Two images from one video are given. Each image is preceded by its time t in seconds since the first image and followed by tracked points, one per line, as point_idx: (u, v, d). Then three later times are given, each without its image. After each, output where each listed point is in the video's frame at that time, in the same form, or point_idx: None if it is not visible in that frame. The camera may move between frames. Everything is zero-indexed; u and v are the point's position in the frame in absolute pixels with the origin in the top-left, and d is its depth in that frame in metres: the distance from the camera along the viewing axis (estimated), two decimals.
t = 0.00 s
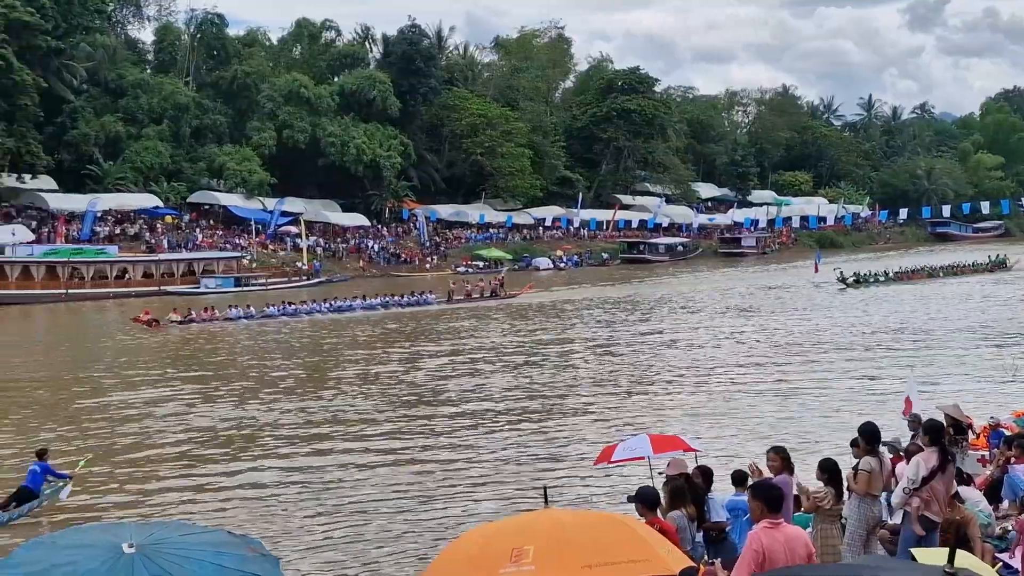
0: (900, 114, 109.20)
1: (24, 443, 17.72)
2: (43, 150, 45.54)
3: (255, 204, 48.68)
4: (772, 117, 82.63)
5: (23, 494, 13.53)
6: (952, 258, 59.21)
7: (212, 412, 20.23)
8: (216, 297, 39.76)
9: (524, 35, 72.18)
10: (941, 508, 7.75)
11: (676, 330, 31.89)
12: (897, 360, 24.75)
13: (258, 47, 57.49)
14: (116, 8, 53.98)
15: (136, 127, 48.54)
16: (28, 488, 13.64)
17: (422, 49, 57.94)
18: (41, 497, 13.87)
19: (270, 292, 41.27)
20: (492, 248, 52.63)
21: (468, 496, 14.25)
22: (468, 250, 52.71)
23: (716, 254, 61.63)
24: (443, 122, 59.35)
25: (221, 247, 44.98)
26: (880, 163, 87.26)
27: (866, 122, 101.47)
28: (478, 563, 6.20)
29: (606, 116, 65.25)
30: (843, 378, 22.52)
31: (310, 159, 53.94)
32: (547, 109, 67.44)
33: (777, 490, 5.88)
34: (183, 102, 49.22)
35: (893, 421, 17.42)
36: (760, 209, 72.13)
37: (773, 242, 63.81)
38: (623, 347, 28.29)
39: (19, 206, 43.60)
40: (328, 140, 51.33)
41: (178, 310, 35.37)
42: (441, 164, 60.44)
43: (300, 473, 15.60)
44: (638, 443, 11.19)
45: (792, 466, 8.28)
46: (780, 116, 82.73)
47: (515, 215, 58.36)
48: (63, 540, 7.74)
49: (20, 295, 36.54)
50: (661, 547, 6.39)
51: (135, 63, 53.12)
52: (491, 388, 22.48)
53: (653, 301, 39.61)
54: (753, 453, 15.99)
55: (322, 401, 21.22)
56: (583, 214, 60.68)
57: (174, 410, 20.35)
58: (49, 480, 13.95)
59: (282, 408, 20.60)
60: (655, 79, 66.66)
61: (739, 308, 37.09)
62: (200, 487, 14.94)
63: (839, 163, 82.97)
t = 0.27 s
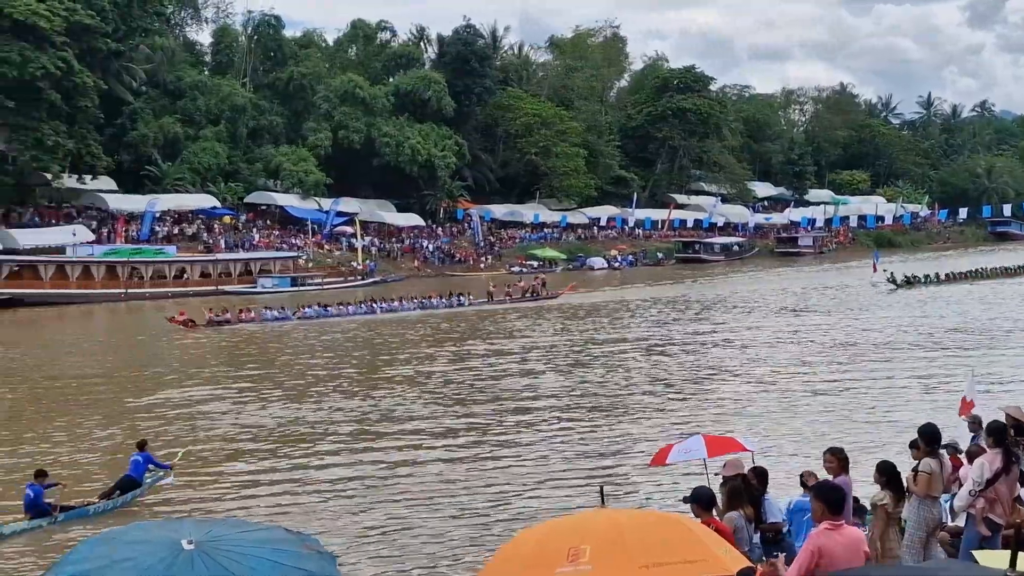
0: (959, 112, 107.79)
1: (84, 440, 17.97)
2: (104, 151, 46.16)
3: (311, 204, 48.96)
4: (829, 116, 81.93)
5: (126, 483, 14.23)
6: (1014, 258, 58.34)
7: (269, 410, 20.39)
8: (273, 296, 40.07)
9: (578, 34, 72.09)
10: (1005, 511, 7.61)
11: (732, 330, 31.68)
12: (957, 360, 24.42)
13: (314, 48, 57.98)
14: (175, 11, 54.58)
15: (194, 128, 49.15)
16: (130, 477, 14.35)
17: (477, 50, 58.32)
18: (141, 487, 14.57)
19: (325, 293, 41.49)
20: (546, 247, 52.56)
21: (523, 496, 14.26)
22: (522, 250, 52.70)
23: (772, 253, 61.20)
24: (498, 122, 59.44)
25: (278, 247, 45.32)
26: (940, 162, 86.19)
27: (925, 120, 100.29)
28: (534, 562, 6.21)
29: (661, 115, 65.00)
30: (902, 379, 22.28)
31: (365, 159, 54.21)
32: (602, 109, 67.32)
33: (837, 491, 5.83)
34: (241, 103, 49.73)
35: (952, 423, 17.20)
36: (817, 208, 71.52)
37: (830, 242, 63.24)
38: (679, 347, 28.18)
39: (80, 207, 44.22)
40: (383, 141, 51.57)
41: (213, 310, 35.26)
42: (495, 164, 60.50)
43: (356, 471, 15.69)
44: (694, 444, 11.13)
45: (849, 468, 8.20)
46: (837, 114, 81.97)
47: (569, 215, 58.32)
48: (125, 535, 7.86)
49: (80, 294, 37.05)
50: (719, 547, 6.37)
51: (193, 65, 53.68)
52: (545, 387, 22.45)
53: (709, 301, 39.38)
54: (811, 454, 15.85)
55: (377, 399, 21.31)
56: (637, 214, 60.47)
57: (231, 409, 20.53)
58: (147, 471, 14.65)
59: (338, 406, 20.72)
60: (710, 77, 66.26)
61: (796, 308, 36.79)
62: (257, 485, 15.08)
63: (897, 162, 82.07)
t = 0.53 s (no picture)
0: (1017, 111, 106.32)
1: (140, 438, 18.17)
2: (159, 152, 46.68)
3: (363, 204, 49.16)
4: (883, 114, 81.08)
5: (220, 473, 14.70)
6: None
7: (321, 410, 20.49)
8: (325, 296, 40.28)
9: (629, 33, 71.89)
10: None
11: (785, 330, 31.43)
12: (1017, 362, 24.04)
13: (366, 49, 58.26)
14: (228, 12, 55.08)
15: (248, 129, 49.54)
16: (223, 468, 14.81)
17: (528, 49, 58.34)
18: (233, 476, 15.02)
19: (376, 292, 41.62)
20: (597, 247, 52.39)
21: (574, 496, 14.21)
22: (573, 250, 52.57)
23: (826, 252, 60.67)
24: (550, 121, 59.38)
25: (330, 246, 45.57)
26: (997, 160, 85.01)
27: (982, 118, 98.98)
28: (585, 562, 6.19)
29: (714, 115, 64.64)
30: (959, 380, 21.97)
31: (417, 159, 54.39)
32: (654, 108, 67.14)
33: (892, 493, 5.74)
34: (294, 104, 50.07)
35: (1011, 426, 16.93)
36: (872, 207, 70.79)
37: (885, 241, 62.57)
38: (732, 348, 28.00)
39: (136, 207, 44.73)
40: (435, 141, 51.69)
41: (245, 311, 34.71)
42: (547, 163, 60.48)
43: (407, 470, 15.72)
44: (746, 446, 11.05)
45: (905, 471, 8.11)
46: (891, 113, 81.10)
47: (621, 214, 58.21)
48: (180, 532, 7.96)
49: (135, 293, 37.50)
50: (773, 549, 6.31)
51: (247, 66, 54.17)
52: (597, 387, 22.38)
53: (761, 301, 39.10)
54: (865, 456, 15.67)
55: (428, 399, 21.34)
56: (689, 213, 60.15)
57: (283, 408, 20.65)
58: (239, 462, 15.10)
59: (390, 406, 20.78)
60: (763, 75, 65.81)
61: (850, 308, 36.40)
62: (308, 483, 15.17)
63: (954, 160, 81.05)
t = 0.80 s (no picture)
0: None
1: (188, 435, 18.36)
2: (205, 152, 47.10)
3: (406, 203, 49.34)
4: (929, 112, 80.35)
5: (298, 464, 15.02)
6: None
7: (365, 409, 20.59)
8: (369, 295, 40.44)
9: (673, 32, 71.73)
10: None
11: (830, 330, 31.22)
12: None
13: (409, 49, 58.48)
14: (273, 14, 55.46)
15: (292, 129, 49.88)
16: (302, 459, 15.15)
17: (572, 48, 58.12)
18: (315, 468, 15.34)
19: (419, 292, 41.73)
20: (640, 247, 52.24)
21: (617, 496, 14.18)
22: (616, 250, 52.45)
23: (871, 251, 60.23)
24: (593, 121, 59.35)
25: (374, 246, 45.75)
26: None
27: None
28: (630, 561, 6.20)
29: (758, 113, 64.34)
30: (1008, 380, 21.76)
31: (460, 159, 54.52)
32: (697, 106, 66.89)
33: (938, 494, 5.70)
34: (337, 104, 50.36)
35: None
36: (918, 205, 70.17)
37: (931, 240, 62.00)
38: (777, 347, 27.89)
39: (183, 207, 45.13)
40: (478, 140, 51.80)
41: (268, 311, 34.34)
42: (590, 163, 60.37)
43: (453, 468, 15.79)
44: (793, 445, 11.01)
45: (954, 472, 8.07)
46: (938, 110, 80.37)
47: (664, 213, 58.06)
48: (224, 529, 8.11)
49: (182, 293, 37.86)
50: (816, 548, 6.31)
51: (291, 67, 54.53)
52: (640, 387, 22.34)
53: (806, 300, 38.84)
54: (912, 457, 15.52)
55: (471, 398, 21.40)
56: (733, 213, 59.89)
57: (328, 406, 20.78)
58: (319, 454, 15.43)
59: (434, 404, 20.84)
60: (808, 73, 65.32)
61: (897, 307, 36.09)
62: (354, 481, 15.26)
63: (1002, 159, 80.20)
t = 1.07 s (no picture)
0: None
1: (228, 433, 18.51)
2: (246, 153, 47.42)
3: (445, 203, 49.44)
4: (971, 110, 79.61)
5: (366, 457, 15.28)
6: None
7: (404, 408, 20.67)
8: (408, 295, 40.55)
9: (712, 30, 71.50)
10: None
11: (870, 330, 31.02)
12: None
13: (448, 49, 58.61)
14: (313, 14, 55.73)
15: (332, 129, 50.12)
16: (371, 452, 15.42)
17: (611, 47, 58.09)
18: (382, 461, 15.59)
19: (456, 292, 41.80)
20: (679, 246, 52.06)
21: (654, 496, 14.17)
22: (654, 249, 52.30)
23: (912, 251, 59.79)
24: (631, 120, 59.25)
25: (412, 246, 45.87)
26: None
27: None
28: (668, 561, 6.19)
29: (798, 112, 64.02)
30: None
31: (498, 159, 54.58)
32: (737, 105, 66.62)
33: (978, 495, 5.67)
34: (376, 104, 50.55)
35: None
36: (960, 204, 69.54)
37: (973, 240, 61.44)
38: (817, 347, 27.77)
39: (224, 207, 45.43)
40: (517, 140, 51.84)
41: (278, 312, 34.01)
42: (629, 162, 60.22)
43: (490, 467, 15.83)
44: (832, 446, 10.96)
45: (996, 474, 8.02)
46: (980, 108, 79.61)
47: (703, 212, 57.86)
48: (263, 529, 8.25)
49: (222, 292, 38.11)
50: (856, 548, 6.31)
51: (331, 67, 54.78)
52: (678, 387, 22.29)
53: (846, 300, 38.61)
54: (953, 458, 15.40)
55: (510, 398, 21.42)
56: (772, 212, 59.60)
57: (367, 406, 20.87)
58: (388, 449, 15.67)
59: (472, 404, 20.89)
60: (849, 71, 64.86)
61: (939, 307, 35.79)
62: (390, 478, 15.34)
63: None
